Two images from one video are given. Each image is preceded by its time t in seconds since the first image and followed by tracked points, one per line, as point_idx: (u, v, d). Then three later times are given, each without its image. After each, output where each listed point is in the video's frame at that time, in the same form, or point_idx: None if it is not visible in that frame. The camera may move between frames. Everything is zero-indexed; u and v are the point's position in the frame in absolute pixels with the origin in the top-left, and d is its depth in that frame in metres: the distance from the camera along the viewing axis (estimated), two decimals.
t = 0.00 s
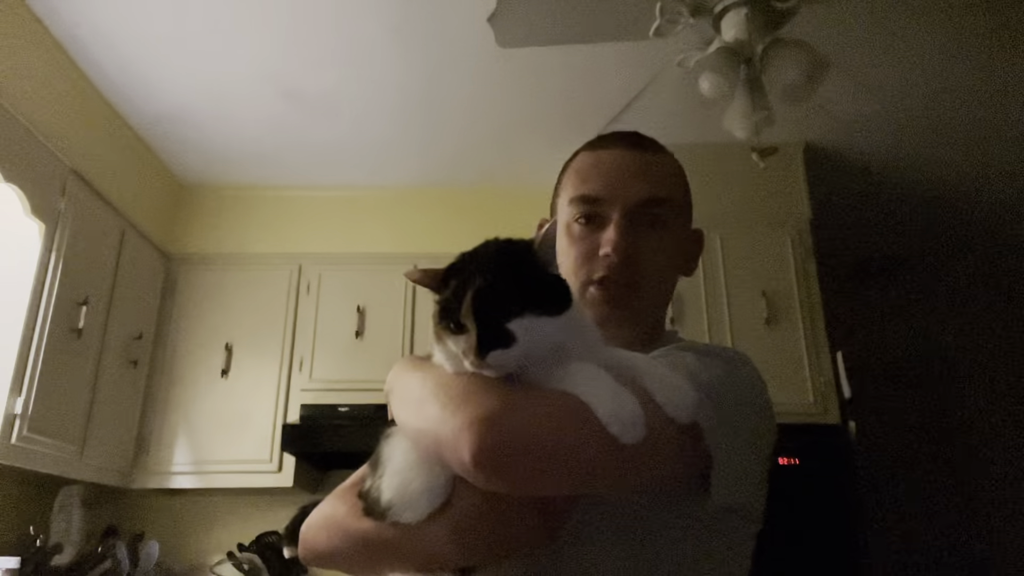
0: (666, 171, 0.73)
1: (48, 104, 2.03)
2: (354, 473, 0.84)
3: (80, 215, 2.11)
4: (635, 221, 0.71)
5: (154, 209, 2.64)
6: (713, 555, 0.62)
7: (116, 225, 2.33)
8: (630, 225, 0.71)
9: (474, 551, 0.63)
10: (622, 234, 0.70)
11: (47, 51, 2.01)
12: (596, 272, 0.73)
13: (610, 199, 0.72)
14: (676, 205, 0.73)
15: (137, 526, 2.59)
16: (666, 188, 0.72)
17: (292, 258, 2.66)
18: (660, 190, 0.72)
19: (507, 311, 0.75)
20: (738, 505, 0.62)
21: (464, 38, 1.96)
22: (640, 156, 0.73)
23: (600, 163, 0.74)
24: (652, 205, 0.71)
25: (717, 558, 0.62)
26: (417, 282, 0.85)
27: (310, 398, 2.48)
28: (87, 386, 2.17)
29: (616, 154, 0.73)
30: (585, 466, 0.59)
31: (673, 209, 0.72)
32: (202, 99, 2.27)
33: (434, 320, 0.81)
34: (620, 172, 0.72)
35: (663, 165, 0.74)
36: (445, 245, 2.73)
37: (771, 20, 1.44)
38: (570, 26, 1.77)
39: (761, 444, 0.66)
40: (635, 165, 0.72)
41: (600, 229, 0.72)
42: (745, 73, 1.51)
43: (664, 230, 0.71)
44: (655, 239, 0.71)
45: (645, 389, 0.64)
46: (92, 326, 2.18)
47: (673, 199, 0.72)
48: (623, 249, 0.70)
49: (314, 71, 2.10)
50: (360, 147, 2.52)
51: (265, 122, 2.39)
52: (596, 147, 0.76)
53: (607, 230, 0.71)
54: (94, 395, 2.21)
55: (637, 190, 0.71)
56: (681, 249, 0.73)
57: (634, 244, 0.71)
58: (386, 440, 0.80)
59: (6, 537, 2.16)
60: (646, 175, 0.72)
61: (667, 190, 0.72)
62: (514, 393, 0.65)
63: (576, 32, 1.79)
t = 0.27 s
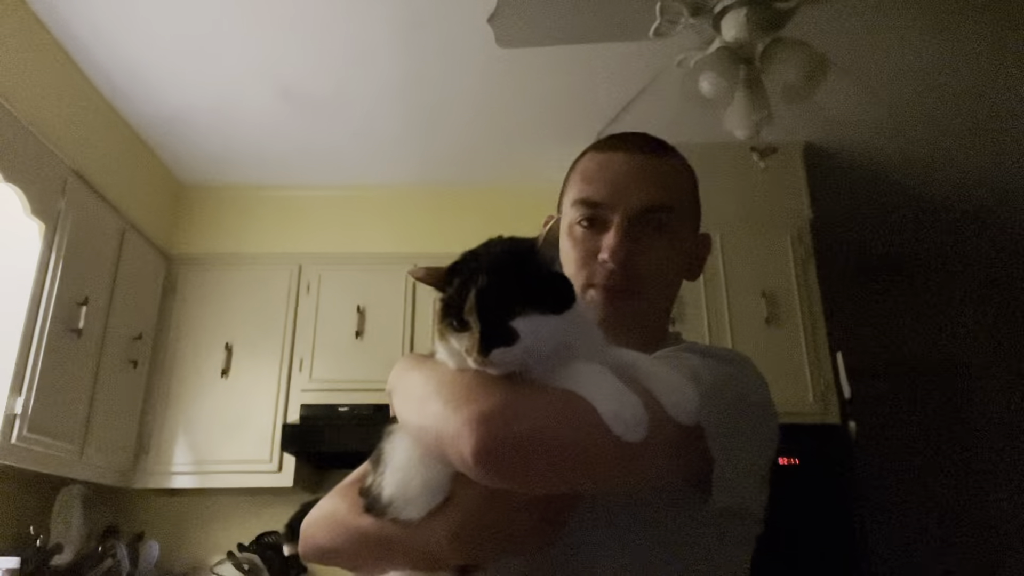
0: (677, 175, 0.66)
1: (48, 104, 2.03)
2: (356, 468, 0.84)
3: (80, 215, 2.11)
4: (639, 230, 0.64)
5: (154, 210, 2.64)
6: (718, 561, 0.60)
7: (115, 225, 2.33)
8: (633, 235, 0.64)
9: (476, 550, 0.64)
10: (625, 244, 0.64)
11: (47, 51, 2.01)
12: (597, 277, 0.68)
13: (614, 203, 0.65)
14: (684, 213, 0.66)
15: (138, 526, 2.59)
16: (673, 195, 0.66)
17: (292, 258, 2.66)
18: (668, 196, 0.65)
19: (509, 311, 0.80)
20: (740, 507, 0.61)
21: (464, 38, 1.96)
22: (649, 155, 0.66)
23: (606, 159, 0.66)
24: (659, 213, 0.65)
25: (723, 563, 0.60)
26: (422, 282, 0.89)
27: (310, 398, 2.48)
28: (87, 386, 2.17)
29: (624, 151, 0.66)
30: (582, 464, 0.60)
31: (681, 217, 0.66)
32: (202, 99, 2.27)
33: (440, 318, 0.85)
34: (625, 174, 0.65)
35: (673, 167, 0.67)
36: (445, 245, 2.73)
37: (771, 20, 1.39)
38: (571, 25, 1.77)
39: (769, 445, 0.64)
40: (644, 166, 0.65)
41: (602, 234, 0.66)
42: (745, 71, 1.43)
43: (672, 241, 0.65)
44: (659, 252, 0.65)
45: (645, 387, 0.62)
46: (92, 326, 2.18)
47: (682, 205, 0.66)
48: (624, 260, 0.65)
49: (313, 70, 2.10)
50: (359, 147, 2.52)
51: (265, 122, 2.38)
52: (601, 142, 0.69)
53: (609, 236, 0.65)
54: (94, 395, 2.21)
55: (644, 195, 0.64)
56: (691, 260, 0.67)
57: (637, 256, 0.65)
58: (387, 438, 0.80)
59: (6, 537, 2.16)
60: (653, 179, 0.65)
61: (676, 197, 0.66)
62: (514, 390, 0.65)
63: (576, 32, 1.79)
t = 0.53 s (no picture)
0: (681, 189, 0.77)
1: (49, 104, 2.03)
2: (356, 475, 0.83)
3: (81, 215, 2.12)
4: (629, 225, 0.76)
5: (154, 210, 2.64)
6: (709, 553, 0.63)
7: (116, 225, 2.33)
8: (620, 228, 0.76)
9: (471, 549, 0.62)
10: (609, 233, 0.76)
11: (47, 51, 2.01)
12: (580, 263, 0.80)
13: (618, 198, 0.78)
14: (676, 223, 0.76)
15: (137, 526, 2.59)
16: (671, 204, 0.76)
17: (292, 258, 2.66)
18: (662, 204, 0.76)
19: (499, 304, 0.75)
20: (731, 501, 0.63)
21: (464, 39, 1.96)
22: (660, 167, 0.77)
23: (626, 161, 0.79)
24: (650, 216, 0.76)
25: (714, 558, 0.63)
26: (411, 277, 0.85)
27: (310, 398, 2.48)
28: (88, 386, 2.17)
29: (642, 157, 0.78)
30: (579, 451, 0.57)
31: (670, 227, 0.76)
32: (203, 100, 2.27)
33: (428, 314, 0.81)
34: (637, 178, 0.77)
35: (679, 181, 0.77)
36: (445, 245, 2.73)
37: (771, 20, 1.40)
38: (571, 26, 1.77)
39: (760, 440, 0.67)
40: (652, 174, 0.77)
41: (601, 223, 0.79)
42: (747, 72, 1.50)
43: (654, 242, 0.76)
44: (639, 249, 0.76)
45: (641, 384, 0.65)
46: (92, 326, 2.18)
47: (674, 215, 0.76)
48: (605, 247, 0.76)
49: (314, 71, 2.11)
50: (360, 147, 2.52)
51: (266, 122, 2.39)
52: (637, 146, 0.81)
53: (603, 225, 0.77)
54: (94, 395, 2.21)
55: (643, 198, 0.76)
56: (668, 266, 0.76)
57: (619, 247, 0.76)
58: (384, 441, 0.80)
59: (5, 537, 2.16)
60: (655, 186, 0.76)
61: (671, 206, 0.76)
62: (503, 380, 0.63)
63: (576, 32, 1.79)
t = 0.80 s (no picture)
0: (696, 195, 0.77)
1: (48, 104, 2.03)
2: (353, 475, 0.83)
3: (81, 215, 2.12)
4: (639, 228, 0.76)
5: (154, 210, 2.64)
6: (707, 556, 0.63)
7: (116, 225, 2.33)
8: (628, 230, 0.76)
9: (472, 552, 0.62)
10: (618, 236, 0.77)
11: (47, 51, 2.00)
12: (587, 264, 0.80)
13: (629, 200, 0.78)
14: (688, 230, 0.76)
15: (137, 526, 2.59)
16: (684, 210, 0.76)
17: (292, 258, 2.66)
18: (674, 210, 0.76)
19: (495, 300, 0.74)
20: (732, 505, 0.63)
21: (465, 39, 1.96)
22: (675, 172, 0.77)
23: (641, 163, 0.80)
24: (661, 221, 0.76)
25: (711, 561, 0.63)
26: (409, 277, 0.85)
27: (310, 398, 2.48)
28: (87, 386, 2.17)
29: (657, 161, 0.79)
30: (578, 448, 0.57)
31: (681, 233, 0.76)
32: (203, 100, 2.28)
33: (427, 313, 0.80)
34: (652, 181, 0.78)
35: (694, 188, 0.77)
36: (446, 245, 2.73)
37: (770, 20, 1.41)
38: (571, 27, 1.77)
39: (763, 442, 0.67)
40: (666, 179, 0.77)
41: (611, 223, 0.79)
42: (746, 73, 1.49)
43: (663, 247, 0.76)
44: (647, 253, 0.76)
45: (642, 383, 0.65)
46: (92, 326, 2.18)
47: (686, 222, 0.76)
48: (613, 249, 0.77)
49: (315, 72, 2.11)
50: (360, 147, 2.52)
51: (266, 122, 2.39)
52: (652, 145, 0.81)
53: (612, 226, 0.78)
54: (94, 395, 2.21)
55: (655, 202, 0.76)
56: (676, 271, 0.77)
57: (626, 249, 0.77)
58: (384, 442, 0.80)
59: (5, 537, 2.16)
60: (668, 191, 0.77)
61: (684, 213, 0.76)
62: (503, 378, 0.63)
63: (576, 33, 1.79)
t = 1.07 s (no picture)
0: (696, 196, 0.78)
1: (48, 104, 2.03)
2: (352, 474, 0.83)
3: (81, 215, 2.12)
4: (642, 228, 0.76)
5: (154, 210, 2.64)
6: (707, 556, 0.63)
7: (116, 225, 2.33)
8: (631, 230, 0.76)
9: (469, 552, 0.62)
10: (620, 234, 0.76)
11: (47, 51, 2.01)
12: (588, 264, 0.79)
13: (631, 200, 0.78)
14: (688, 229, 0.77)
15: (137, 526, 2.58)
16: (684, 211, 0.77)
17: (292, 258, 2.66)
18: (676, 210, 0.76)
19: (497, 300, 0.74)
20: (733, 504, 0.63)
21: (465, 40, 1.96)
22: (675, 172, 0.78)
23: (640, 163, 0.79)
24: (663, 221, 0.76)
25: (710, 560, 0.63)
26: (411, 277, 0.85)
27: (310, 398, 2.48)
28: (88, 386, 2.17)
29: (657, 160, 0.79)
30: (579, 446, 0.58)
31: (682, 233, 0.77)
32: (204, 101, 2.28)
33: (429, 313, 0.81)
34: (652, 181, 0.78)
35: (694, 189, 0.78)
36: (446, 245, 2.73)
37: (770, 20, 1.41)
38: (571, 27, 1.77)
39: (764, 440, 0.67)
40: (666, 178, 0.77)
41: (613, 223, 0.79)
42: (746, 73, 1.49)
43: (665, 246, 0.76)
44: (650, 252, 0.76)
45: (644, 383, 0.65)
46: (92, 326, 2.18)
47: (687, 222, 0.77)
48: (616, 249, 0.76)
49: (315, 72, 2.11)
50: (360, 147, 2.52)
51: (266, 122, 2.39)
52: (651, 145, 0.81)
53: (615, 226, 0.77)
54: (94, 395, 2.21)
55: (657, 202, 0.77)
56: (678, 271, 0.77)
57: (630, 248, 0.76)
58: (384, 441, 0.80)
59: (6, 537, 2.16)
60: (669, 191, 0.77)
61: (684, 213, 0.77)
62: (504, 376, 0.63)
63: (576, 33, 1.79)
